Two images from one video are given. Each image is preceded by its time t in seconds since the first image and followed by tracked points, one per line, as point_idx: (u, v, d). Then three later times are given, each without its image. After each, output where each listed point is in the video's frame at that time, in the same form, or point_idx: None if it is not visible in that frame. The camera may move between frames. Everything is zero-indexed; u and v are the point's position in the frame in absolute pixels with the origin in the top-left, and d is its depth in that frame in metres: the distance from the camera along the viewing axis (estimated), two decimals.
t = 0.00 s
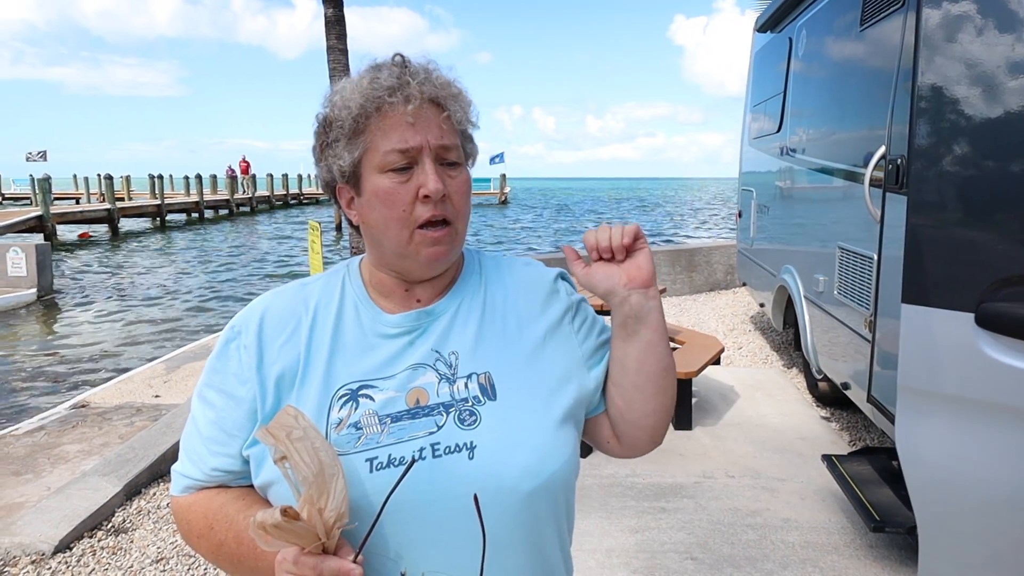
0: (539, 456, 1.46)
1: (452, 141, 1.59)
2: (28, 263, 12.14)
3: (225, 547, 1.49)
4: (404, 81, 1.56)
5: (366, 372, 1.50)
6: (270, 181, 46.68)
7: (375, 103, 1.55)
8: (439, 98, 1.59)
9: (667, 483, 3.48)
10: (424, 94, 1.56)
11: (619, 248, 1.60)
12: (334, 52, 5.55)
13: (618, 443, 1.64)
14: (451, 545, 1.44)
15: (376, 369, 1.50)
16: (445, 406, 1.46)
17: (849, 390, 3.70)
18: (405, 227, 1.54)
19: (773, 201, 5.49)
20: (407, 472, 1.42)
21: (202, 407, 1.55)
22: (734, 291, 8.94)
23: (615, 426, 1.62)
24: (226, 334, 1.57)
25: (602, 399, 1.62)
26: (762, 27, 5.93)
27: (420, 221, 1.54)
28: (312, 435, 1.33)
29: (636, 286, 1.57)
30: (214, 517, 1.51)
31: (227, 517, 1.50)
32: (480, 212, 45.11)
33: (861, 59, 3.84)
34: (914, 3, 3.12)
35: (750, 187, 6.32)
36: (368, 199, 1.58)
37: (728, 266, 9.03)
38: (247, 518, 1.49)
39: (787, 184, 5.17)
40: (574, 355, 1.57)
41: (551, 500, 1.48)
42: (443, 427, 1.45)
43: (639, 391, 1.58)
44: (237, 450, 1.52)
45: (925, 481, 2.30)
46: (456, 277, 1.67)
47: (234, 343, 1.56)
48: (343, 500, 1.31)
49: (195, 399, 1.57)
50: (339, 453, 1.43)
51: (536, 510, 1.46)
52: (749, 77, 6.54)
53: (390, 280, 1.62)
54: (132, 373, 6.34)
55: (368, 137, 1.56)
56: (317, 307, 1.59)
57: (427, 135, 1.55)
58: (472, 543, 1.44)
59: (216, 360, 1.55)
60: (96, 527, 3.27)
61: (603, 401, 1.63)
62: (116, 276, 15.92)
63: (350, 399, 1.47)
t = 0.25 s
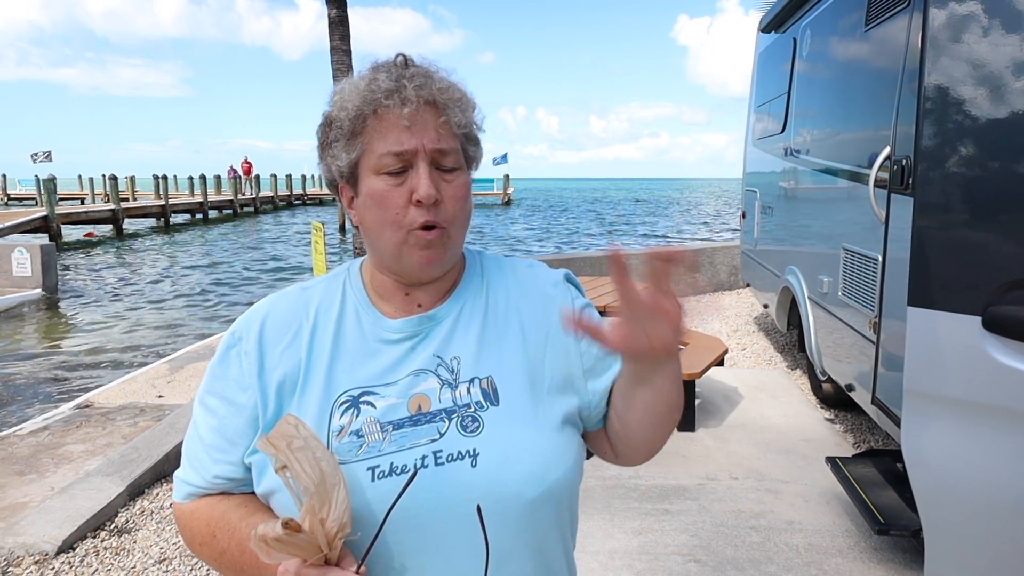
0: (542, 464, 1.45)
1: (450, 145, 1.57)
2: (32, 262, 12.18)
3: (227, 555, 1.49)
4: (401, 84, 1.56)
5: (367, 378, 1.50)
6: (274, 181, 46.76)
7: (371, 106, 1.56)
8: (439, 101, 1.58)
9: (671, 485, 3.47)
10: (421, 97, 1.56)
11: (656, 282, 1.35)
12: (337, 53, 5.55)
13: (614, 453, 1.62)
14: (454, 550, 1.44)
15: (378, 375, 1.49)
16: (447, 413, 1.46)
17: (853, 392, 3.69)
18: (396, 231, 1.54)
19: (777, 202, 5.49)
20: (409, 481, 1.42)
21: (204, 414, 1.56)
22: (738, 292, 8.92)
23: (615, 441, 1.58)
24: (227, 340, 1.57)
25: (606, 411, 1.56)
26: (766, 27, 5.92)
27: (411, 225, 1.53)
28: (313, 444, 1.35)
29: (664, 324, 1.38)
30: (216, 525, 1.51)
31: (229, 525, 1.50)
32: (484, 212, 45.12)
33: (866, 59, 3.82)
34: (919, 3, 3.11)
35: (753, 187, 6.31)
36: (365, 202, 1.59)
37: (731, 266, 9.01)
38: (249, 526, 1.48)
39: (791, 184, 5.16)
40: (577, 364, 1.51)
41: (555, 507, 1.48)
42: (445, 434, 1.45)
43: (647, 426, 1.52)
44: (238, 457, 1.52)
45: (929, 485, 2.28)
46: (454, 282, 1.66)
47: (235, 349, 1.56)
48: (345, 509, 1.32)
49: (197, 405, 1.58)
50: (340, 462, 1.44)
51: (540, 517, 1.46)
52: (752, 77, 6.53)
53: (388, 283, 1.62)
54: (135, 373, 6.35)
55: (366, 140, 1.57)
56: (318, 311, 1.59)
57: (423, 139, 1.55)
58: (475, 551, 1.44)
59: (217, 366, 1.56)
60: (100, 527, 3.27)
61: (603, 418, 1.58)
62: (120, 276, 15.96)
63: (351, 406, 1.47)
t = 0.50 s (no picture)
0: (544, 477, 1.44)
1: (448, 140, 1.57)
2: (37, 267, 12.22)
3: (226, 563, 1.48)
4: (403, 78, 1.57)
5: (367, 386, 1.49)
6: (277, 186, 46.88)
7: (373, 98, 1.58)
8: (441, 97, 1.58)
9: (674, 491, 3.45)
10: (421, 91, 1.56)
11: (742, 380, 1.22)
12: (340, 58, 5.57)
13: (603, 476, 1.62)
14: (455, 560, 1.43)
15: (379, 384, 1.48)
16: (448, 423, 1.45)
17: (858, 397, 3.67)
18: (385, 221, 1.55)
19: (781, 206, 5.47)
20: (407, 493, 1.41)
21: (203, 419, 1.55)
22: (742, 297, 8.89)
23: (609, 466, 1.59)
24: (228, 345, 1.56)
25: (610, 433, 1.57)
26: (770, 32, 5.91)
27: (398, 216, 1.54)
28: (309, 454, 1.34)
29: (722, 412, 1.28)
30: (215, 532, 1.50)
31: (228, 532, 1.49)
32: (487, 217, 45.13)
33: (870, 63, 3.81)
34: (924, 8, 3.10)
35: (757, 192, 6.29)
36: (361, 192, 1.62)
37: (735, 271, 8.99)
38: (248, 535, 1.47)
39: (794, 189, 5.15)
40: (581, 375, 1.54)
41: (556, 523, 1.46)
42: (446, 445, 1.44)
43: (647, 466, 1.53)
44: (237, 465, 1.51)
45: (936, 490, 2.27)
46: (450, 282, 1.65)
47: (235, 353, 1.55)
48: (342, 521, 1.31)
49: (197, 410, 1.57)
50: (339, 472, 1.42)
51: (540, 531, 1.45)
52: (756, 82, 6.52)
53: (384, 279, 1.63)
54: (139, 378, 6.35)
55: (365, 132, 1.59)
56: (319, 318, 1.59)
57: (419, 132, 1.55)
58: (474, 563, 1.43)
59: (217, 371, 1.55)
60: (101, 532, 3.27)
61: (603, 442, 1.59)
62: (124, 280, 16.01)
63: (351, 414, 1.46)
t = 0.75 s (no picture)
0: (555, 480, 1.43)
1: (455, 136, 1.56)
2: (51, 266, 12.34)
3: (232, 563, 1.48)
4: (409, 73, 1.56)
5: (377, 386, 1.48)
6: (288, 185, 47.08)
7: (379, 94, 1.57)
8: (448, 92, 1.56)
9: (685, 491, 3.43)
10: (427, 86, 1.55)
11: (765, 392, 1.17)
12: (350, 57, 5.57)
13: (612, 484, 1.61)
14: (464, 563, 1.42)
15: (389, 384, 1.48)
16: (458, 424, 1.44)
17: (872, 397, 3.63)
18: (393, 219, 1.55)
19: (793, 204, 5.43)
20: (416, 494, 1.40)
21: (212, 417, 1.55)
22: (753, 295, 8.83)
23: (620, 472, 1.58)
24: (237, 343, 1.56)
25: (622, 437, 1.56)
26: (782, 28, 5.86)
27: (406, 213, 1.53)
28: (318, 453, 1.33)
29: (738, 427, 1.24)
30: (222, 531, 1.50)
31: (235, 531, 1.49)
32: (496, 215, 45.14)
33: (883, 59, 3.77)
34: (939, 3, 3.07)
35: (769, 190, 6.25)
36: (370, 190, 1.62)
37: (746, 269, 8.93)
38: (254, 535, 1.47)
39: (807, 186, 5.11)
40: (593, 376, 1.54)
41: (566, 527, 1.45)
42: (456, 447, 1.43)
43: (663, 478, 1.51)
44: (244, 464, 1.51)
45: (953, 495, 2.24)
46: (460, 281, 1.64)
47: (245, 351, 1.55)
48: (349, 523, 1.30)
49: (206, 409, 1.57)
50: (347, 472, 1.42)
51: (551, 534, 1.44)
52: (767, 78, 6.47)
53: (394, 278, 1.63)
54: (151, 376, 6.39)
55: (373, 129, 1.59)
56: (329, 316, 1.58)
57: (426, 128, 1.55)
58: (482, 567, 1.42)
59: (227, 370, 1.55)
60: (113, 530, 3.29)
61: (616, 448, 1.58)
62: (137, 279, 16.12)
63: (360, 414, 1.46)
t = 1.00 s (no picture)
0: (560, 487, 1.42)
1: (452, 138, 1.55)
2: (55, 268, 12.35)
3: (231, 571, 1.47)
4: (403, 77, 1.55)
5: (379, 391, 1.47)
6: (292, 186, 47.14)
7: (373, 99, 1.57)
8: (443, 95, 1.56)
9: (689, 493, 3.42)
10: (422, 90, 1.54)
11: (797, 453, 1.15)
12: (352, 58, 5.57)
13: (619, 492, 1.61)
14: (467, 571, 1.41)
15: (391, 389, 1.47)
16: (462, 430, 1.43)
17: (876, 399, 3.61)
18: (393, 225, 1.54)
19: (796, 205, 5.41)
20: (419, 501, 1.40)
21: (213, 423, 1.54)
22: (757, 296, 8.81)
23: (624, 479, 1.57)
24: (238, 347, 1.55)
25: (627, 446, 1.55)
26: (785, 28, 5.85)
27: (407, 219, 1.52)
28: (319, 460, 1.33)
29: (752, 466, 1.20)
30: (222, 538, 1.49)
31: (235, 538, 1.48)
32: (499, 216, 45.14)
33: (887, 60, 3.76)
34: (943, 3, 3.06)
35: (772, 190, 6.23)
36: (370, 196, 1.61)
37: (750, 270, 8.91)
38: (254, 543, 1.46)
39: (810, 187, 5.09)
40: (598, 382, 1.53)
41: (570, 535, 1.44)
42: (459, 453, 1.42)
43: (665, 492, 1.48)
44: (244, 470, 1.51)
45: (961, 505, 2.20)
46: (462, 284, 1.63)
47: (246, 356, 1.54)
48: (351, 531, 1.29)
49: (207, 413, 1.57)
50: (350, 479, 1.41)
51: (556, 543, 1.42)
52: (771, 79, 6.45)
53: (397, 283, 1.62)
54: (153, 378, 6.40)
55: (370, 135, 1.58)
56: (331, 321, 1.57)
57: (423, 132, 1.54)
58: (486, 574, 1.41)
59: (228, 374, 1.55)
60: (116, 533, 3.28)
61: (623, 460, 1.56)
62: (140, 281, 16.15)
63: (362, 420, 1.45)
